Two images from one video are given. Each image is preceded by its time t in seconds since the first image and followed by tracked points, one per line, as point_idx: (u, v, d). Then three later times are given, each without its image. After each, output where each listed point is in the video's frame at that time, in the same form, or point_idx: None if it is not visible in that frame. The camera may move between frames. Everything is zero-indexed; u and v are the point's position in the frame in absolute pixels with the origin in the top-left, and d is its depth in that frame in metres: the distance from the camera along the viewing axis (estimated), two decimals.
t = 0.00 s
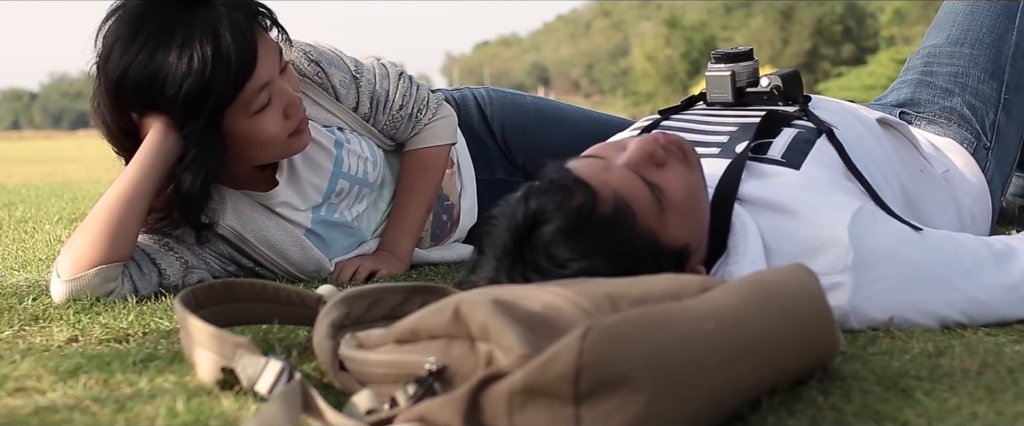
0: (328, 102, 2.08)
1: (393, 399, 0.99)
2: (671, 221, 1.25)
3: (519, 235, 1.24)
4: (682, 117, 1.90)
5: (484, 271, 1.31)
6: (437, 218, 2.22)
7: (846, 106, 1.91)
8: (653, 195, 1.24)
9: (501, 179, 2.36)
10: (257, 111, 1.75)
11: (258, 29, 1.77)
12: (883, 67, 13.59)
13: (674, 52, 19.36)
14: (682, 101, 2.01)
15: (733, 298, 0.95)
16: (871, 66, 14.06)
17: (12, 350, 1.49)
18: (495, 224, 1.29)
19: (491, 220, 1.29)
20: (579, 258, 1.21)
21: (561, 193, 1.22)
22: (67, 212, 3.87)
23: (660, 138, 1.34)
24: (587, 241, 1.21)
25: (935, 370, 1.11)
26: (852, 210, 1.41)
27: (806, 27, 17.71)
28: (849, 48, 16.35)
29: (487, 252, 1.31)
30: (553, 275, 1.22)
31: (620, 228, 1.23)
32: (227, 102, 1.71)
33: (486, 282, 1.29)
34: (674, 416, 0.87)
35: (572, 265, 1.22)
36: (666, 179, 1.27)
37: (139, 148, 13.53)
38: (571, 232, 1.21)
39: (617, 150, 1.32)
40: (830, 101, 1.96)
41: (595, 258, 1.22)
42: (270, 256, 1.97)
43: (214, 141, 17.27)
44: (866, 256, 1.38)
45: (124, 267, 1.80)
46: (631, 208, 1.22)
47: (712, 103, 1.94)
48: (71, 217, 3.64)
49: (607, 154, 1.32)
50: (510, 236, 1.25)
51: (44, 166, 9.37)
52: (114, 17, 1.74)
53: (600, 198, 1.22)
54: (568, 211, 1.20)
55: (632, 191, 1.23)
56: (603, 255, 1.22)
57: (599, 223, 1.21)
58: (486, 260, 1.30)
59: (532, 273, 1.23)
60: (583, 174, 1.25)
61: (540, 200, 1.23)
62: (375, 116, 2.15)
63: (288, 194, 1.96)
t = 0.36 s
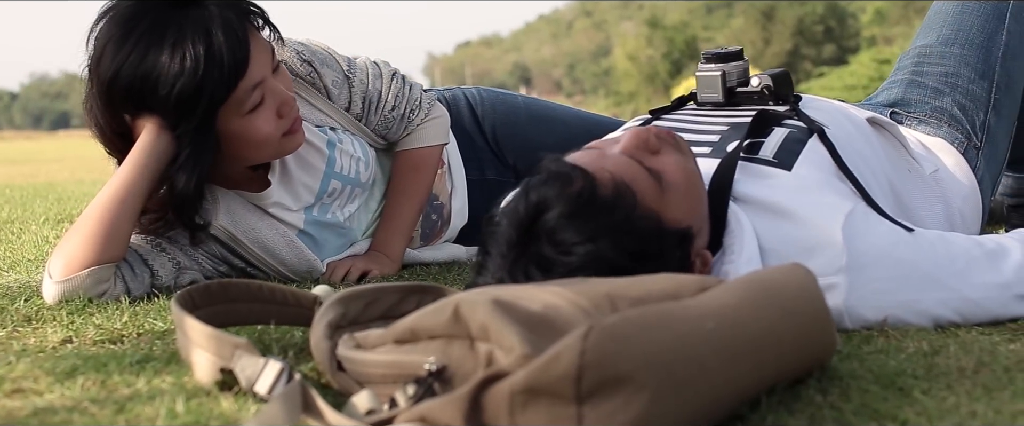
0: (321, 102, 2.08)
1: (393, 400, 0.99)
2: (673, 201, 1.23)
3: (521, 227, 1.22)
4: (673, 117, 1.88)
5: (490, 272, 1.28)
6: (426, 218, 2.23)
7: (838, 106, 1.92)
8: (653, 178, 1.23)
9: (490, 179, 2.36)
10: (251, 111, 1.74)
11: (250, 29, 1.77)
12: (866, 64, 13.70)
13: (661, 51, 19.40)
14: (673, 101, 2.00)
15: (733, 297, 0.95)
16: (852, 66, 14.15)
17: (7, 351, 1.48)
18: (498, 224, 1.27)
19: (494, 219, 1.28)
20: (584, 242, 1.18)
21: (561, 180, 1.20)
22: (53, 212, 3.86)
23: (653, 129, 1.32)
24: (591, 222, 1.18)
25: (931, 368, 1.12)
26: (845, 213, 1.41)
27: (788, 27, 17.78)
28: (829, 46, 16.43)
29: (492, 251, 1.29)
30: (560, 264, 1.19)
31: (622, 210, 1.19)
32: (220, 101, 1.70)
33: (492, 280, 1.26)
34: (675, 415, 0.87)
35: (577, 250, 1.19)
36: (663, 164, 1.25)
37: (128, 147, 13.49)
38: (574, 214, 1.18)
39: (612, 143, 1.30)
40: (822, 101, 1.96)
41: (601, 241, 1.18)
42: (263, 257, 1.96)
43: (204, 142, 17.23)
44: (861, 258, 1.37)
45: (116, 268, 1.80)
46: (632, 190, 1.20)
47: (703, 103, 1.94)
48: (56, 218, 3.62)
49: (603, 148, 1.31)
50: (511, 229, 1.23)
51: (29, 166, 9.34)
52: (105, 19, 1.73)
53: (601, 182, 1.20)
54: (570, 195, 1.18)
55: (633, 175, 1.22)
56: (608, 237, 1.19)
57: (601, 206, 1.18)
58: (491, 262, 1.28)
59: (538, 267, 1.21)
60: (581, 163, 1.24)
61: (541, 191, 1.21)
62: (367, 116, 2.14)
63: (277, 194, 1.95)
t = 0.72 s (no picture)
0: (307, 102, 2.07)
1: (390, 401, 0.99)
2: (674, 188, 1.23)
3: (528, 205, 1.17)
4: (664, 118, 1.88)
5: (493, 258, 1.22)
6: (415, 218, 2.23)
7: (827, 106, 1.92)
8: (655, 165, 1.23)
9: (478, 178, 2.36)
10: (237, 110, 1.74)
11: (236, 27, 1.76)
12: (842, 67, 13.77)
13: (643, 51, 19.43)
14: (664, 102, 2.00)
15: (730, 296, 0.95)
16: (834, 67, 14.21)
17: None
18: (501, 209, 1.22)
19: (498, 206, 1.23)
20: (592, 210, 1.13)
21: (567, 160, 1.18)
22: (38, 213, 3.84)
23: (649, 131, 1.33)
24: (598, 193, 1.14)
25: (924, 368, 1.12)
26: (839, 212, 1.40)
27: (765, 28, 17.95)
28: (808, 47, 16.35)
29: (495, 236, 1.23)
30: (569, 235, 1.14)
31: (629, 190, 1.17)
32: (205, 100, 1.70)
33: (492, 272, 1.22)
34: (673, 415, 0.88)
35: (585, 217, 1.13)
36: (662, 158, 1.26)
37: (115, 148, 13.44)
38: (581, 188, 1.15)
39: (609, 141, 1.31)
40: (812, 101, 1.96)
41: (611, 208, 1.13)
42: (251, 258, 1.96)
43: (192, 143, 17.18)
44: (853, 257, 1.38)
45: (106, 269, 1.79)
46: (638, 171, 1.19)
47: (694, 103, 1.95)
48: (41, 219, 3.60)
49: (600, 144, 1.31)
50: (517, 209, 1.18)
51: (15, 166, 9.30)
52: (90, 19, 1.73)
53: (607, 161, 1.19)
54: (577, 171, 1.16)
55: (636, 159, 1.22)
56: (618, 205, 1.14)
57: (607, 183, 1.16)
58: (494, 246, 1.22)
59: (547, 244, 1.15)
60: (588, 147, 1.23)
61: (546, 173, 1.19)
62: (353, 116, 2.14)
63: (266, 193, 1.95)
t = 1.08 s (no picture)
0: (299, 101, 2.07)
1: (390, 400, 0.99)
2: (669, 199, 1.22)
3: (522, 215, 1.17)
4: (658, 117, 1.88)
5: (488, 263, 1.22)
6: (407, 218, 2.23)
7: (819, 105, 1.93)
8: (649, 175, 1.22)
9: (469, 178, 2.36)
10: (231, 110, 1.74)
11: (229, 26, 1.76)
12: (828, 66, 13.86)
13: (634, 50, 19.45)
14: (657, 102, 2.00)
15: (730, 295, 0.96)
16: (824, 66, 14.25)
17: None
18: (495, 216, 1.23)
19: (493, 214, 1.23)
20: (588, 224, 1.14)
21: (563, 171, 1.17)
22: (25, 213, 3.82)
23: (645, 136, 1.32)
24: (594, 207, 1.14)
25: (922, 365, 1.13)
26: (834, 210, 1.41)
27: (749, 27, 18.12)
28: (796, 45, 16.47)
29: (490, 243, 1.23)
30: (563, 248, 1.15)
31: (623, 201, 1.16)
32: (199, 100, 1.70)
33: (489, 276, 1.22)
34: (676, 414, 0.88)
35: (579, 232, 1.14)
36: (659, 167, 1.24)
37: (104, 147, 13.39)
38: (576, 201, 1.14)
39: (607, 148, 1.30)
40: (805, 100, 1.97)
41: (606, 222, 1.14)
42: (244, 259, 1.96)
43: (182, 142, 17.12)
44: (849, 256, 1.38)
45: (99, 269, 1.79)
46: (632, 183, 1.18)
47: (687, 103, 1.95)
48: (28, 219, 3.58)
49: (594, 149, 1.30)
50: (512, 218, 1.18)
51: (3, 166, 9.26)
52: (82, 18, 1.72)
53: (602, 173, 1.18)
54: (573, 184, 1.15)
55: (632, 171, 1.21)
56: (614, 219, 1.14)
57: (602, 196, 1.15)
58: (488, 255, 1.23)
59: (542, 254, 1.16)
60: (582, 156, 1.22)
61: (542, 183, 1.18)
62: (345, 115, 2.14)
63: (260, 192, 1.94)
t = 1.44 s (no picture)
0: (290, 101, 2.07)
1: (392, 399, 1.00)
2: (662, 201, 1.21)
3: (516, 219, 1.18)
4: (651, 117, 1.88)
5: (482, 265, 1.22)
6: (397, 218, 2.23)
7: (809, 104, 1.94)
8: (642, 178, 1.21)
9: (457, 178, 2.36)
10: (222, 109, 1.74)
11: (220, 25, 1.76)
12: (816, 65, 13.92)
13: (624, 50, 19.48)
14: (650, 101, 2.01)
15: (731, 294, 0.96)
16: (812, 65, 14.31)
17: None
18: (487, 220, 1.23)
19: (485, 218, 1.23)
20: (582, 229, 1.14)
21: (556, 175, 1.17)
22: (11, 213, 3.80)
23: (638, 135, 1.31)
24: (589, 211, 1.14)
25: (919, 363, 1.14)
26: (827, 209, 1.41)
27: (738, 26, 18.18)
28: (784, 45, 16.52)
29: (483, 247, 1.23)
30: (558, 252, 1.15)
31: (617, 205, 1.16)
32: (191, 99, 1.69)
33: (484, 278, 1.22)
34: (679, 411, 0.89)
35: (574, 237, 1.15)
36: (650, 167, 1.24)
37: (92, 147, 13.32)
38: (570, 206, 1.14)
39: (599, 148, 1.30)
40: (796, 100, 1.97)
41: (600, 227, 1.15)
42: (236, 259, 1.95)
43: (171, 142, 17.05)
44: (843, 253, 1.39)
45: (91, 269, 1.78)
46: (625, 186, 1.18)
47: (679, 102, 1.95)
48: (13, 219, 3.56)
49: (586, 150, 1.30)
50: (505, 222, 1.19)
51: None
52: (73, 16, 1.71)
53: (596, 177, 1.18)
54: (566, 188, 1.15)
55: (625, 173, 1.20)
56: (608, 223, 1.15)
57: (596, 200, 1.15)
58: (482, 258, 1.23)
59: (536, 257, 1.16)
60: (572, 159, 1.22)
61: (535, 186, 1.18)
62: (336, 115, 2.14)
63: (251, 192, 1.94)
